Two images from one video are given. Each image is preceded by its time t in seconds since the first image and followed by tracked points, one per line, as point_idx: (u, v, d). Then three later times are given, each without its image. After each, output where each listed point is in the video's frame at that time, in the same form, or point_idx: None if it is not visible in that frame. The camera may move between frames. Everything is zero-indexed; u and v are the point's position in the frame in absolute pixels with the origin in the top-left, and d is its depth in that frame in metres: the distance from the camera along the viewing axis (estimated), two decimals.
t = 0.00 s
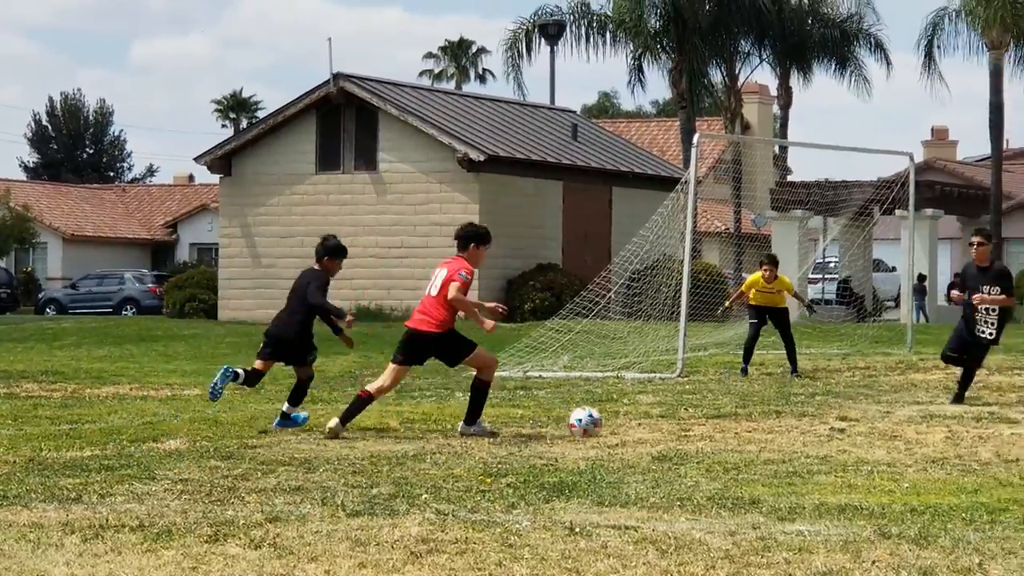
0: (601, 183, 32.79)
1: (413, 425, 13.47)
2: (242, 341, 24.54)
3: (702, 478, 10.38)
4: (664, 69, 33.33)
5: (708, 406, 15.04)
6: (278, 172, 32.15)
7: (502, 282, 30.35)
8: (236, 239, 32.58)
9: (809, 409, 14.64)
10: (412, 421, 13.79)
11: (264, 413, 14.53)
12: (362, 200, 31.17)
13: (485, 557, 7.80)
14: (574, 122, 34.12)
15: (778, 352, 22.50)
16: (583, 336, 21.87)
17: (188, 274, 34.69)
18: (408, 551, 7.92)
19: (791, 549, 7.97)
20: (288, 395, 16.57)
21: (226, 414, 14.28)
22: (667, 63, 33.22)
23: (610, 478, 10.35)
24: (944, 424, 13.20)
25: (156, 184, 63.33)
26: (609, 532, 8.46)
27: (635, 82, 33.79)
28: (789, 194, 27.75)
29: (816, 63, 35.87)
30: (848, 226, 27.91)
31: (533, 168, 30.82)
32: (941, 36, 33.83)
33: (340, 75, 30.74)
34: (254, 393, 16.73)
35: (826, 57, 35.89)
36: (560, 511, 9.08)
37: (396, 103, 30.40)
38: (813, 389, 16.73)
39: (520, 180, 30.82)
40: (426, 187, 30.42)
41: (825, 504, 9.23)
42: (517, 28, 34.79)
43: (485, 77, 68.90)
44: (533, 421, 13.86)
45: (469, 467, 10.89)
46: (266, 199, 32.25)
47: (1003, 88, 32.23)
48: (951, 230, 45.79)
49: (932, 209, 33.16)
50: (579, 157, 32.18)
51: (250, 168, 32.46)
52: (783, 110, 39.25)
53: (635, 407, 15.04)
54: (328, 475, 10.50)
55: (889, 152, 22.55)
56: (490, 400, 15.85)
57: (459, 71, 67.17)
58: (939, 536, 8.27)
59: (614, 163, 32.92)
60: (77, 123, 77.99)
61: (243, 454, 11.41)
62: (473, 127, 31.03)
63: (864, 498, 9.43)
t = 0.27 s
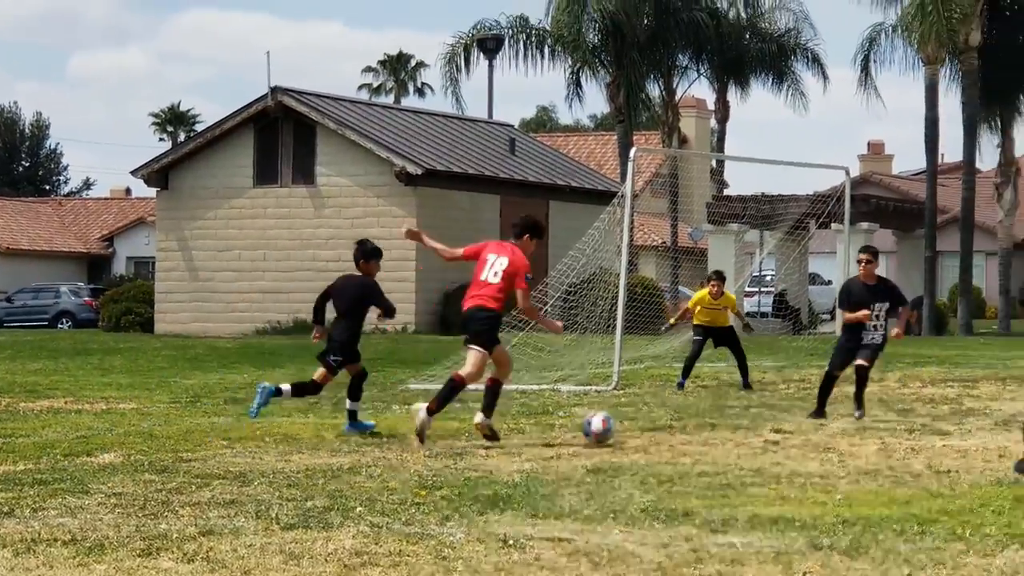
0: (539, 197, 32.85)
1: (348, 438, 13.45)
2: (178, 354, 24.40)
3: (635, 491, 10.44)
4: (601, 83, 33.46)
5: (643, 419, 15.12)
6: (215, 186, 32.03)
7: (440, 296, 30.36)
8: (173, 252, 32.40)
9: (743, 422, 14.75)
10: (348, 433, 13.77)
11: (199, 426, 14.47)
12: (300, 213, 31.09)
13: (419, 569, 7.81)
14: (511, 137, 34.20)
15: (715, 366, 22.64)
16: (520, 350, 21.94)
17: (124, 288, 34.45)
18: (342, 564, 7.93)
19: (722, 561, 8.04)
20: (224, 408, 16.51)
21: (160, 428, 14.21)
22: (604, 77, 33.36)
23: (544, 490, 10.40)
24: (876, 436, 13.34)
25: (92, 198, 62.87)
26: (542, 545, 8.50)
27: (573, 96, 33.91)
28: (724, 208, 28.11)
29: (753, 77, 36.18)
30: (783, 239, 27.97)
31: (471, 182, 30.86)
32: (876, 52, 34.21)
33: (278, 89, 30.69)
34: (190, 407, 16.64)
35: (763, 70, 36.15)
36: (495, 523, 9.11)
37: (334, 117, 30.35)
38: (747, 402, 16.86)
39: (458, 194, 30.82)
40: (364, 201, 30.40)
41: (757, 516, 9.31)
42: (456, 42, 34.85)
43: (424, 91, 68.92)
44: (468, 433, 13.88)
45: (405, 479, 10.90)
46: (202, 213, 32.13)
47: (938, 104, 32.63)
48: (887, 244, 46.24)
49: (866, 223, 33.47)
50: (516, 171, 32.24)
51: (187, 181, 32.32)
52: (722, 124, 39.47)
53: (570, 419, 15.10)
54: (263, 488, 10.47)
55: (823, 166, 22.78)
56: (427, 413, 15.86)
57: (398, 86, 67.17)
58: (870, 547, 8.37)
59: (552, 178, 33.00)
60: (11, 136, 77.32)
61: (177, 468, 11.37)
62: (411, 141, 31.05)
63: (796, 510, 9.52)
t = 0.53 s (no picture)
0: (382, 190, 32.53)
1: (184, 431, 13.10)
2: (9, 345, 23.67)
3: (473, 484, 10.31)
4: (445, 76, 33.10)
5: (483, 413, 15.01)
6: (50, 175, 31.18)
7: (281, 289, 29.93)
8: (5, 242, 31.47)
9: (583, 416, 14.73)
10: (182, 427, 13.42)
11: (28, 419, 13.99)
12: (138, 204, 30.41)
13: (254, 563, 7.58)
14: (354, 129, 33.86)
15: (557, 359, 22.63)
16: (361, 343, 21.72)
17: None
18: (175, 558, 7.66)
19: (560, 555, 7.94)
20: (56, 400, 16.01)
21: None
22: (449, 70, 32.95)
23: (382, 484, 10.21)
24: (714, 431, 13.40)
25: None
26: (379, 538, 8.31)
27: (417, 90, 33.73)
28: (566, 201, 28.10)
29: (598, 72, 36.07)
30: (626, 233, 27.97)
31: (314, 174, 30.49)
32: (719, 47, 34.53)
33: (116, 79, 29.68)
34: (19, 400, 16.11)
35: (609, 66, 35.70)
36: (331, 517, 8.90)
37: (174, 107, 29.68)
38: (588, 396, 16.85)
39: (300, 187, 30.41)
40: (205, 192, 29.85)
41: (594, 510, 9.24)
42: (299, 33, 34.39)
43: (268, 81, 68.11)
44: (306, 427, 13.62)
45: (240, 473, 10.62)
46: (36, 202, 31.27)
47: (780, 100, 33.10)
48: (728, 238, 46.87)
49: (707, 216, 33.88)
50: (360, 164, 31.93)
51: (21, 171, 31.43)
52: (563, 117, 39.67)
53: (411, 413, 14.92)
54: (94, 481, 10.11)
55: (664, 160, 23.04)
56: (265, 406, 15.55)
57: (242, 76, 66.27)
58: (707, 541, 8.35)
59: (395, 171, 32.75)
60: None
61: (3, 461, 10.95)
62: (252, 133, 30.56)
63: (634, 504, 9.47)
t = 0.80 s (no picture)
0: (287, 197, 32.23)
1: (86, 440, 12.82)
2: None
3: (378, 496, 10.16)
4: (350, 84, 33.06)
5: (388, 423, 14.86)
6: None
7: (184, 296, 29.53)
8: None
9: (488, 427, 14.63)
10: (84, 435, 13.13)
11: None
12: (38, 208, 29.87)
13: None
14: (259, 136, 33.53)
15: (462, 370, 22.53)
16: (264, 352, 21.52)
17: None
18: (74, 569, 7.45)
19: (465, 568, 7.83)
20: None
21: None
22: (354, 78, 32.96)
23: (286, 494, 10.04)
24: (619, 443, 13.37)
25: None
26: (283, 549, 8.15)
27: (323, 96, 33.47)
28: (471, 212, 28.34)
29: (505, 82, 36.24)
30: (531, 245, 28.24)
31: (218, 180, 30.14)
32: (626, 58, 34.68)
33: (19, 81, 29.29)
34: None
35: (514, 74, 35.96)
36: (235, 528, 8.72)
37: (76, 111, 29.23)
38: (492, 407, 16.75)
39: (204, 193, 30.03)
40: (106, 197, 29.40)
41: (499, 523, 9.14)
42: (204, 38, 34.01)
43: (172, 87, 67.35)
44: (209, 436, 13.39)
45: (142, 482, 10.39)
46: None
47: (688, 110, 33.26)
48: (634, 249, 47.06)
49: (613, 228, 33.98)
50: (265, 171, 31.60)
51: None
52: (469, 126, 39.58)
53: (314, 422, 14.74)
54: None
55: (571, 171, 22.97)
56: (167, 414, 15.28)
57: (145, 81, 65.47)
58: (612, 556, 8.28)
59: (301, 178, 32.45)
60: None
61: None
62: (156, 137, 30.21)
63: (539, 517, 9.39)
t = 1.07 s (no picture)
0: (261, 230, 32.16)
1: (59, 473, 12.73)
2: None
3: (353, 530, 10.11)
4: (324, 117, 33.05)
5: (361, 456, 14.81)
6: None
7: (157, 329, 29.42)
8: None
9: (462, 461, 14.59)
10: (58, 468, 13.05)
11: None
12: (11, 241, 29.74)
13: None
14: (233, 169, 33.47)
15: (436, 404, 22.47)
16: (238, 385, 21.50)
17: None
18: None
19: None
20: None
21: None
22: (327, 111, 32.96)
23: (261, 528, 9.98)
24: (594, 478, 13.34)
25: None
26: None
27: (296, 130, 33.46)
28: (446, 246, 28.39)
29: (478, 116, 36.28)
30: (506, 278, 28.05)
31: (191, 213, 30.06)
32: (599, 92, 34.79)
33: None
34: None
35: (488, 109, 36.03)
36: (210, 561, 8.66)
37: (50, 143, 29.17)
38: (466, 442, 16.72)
39: (178, 227, 29.95)
40: (80, 230, 29.30)
41: (474, 557, 9.09)
42: (177, 71, 34.00)
43: (146, 120, 67.26)
44: (182, 469, 13.32)
45: (116, 515, 10.31)
46: None
47: (661, 145, 33.37)
48: (609, 284, 47.12)
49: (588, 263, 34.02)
50: (238, 205, 31.55)
51: None
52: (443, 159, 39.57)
53: (288, 456, 14.67)
54: None
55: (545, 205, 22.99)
56: (141, 447, 15.19)
57: (119, 114, 65.38)
58: None
59: (274, 211, 32.39)
60: None
61: None
62: (129, 171, 30.07)
63: (514, 552, 9.35)
